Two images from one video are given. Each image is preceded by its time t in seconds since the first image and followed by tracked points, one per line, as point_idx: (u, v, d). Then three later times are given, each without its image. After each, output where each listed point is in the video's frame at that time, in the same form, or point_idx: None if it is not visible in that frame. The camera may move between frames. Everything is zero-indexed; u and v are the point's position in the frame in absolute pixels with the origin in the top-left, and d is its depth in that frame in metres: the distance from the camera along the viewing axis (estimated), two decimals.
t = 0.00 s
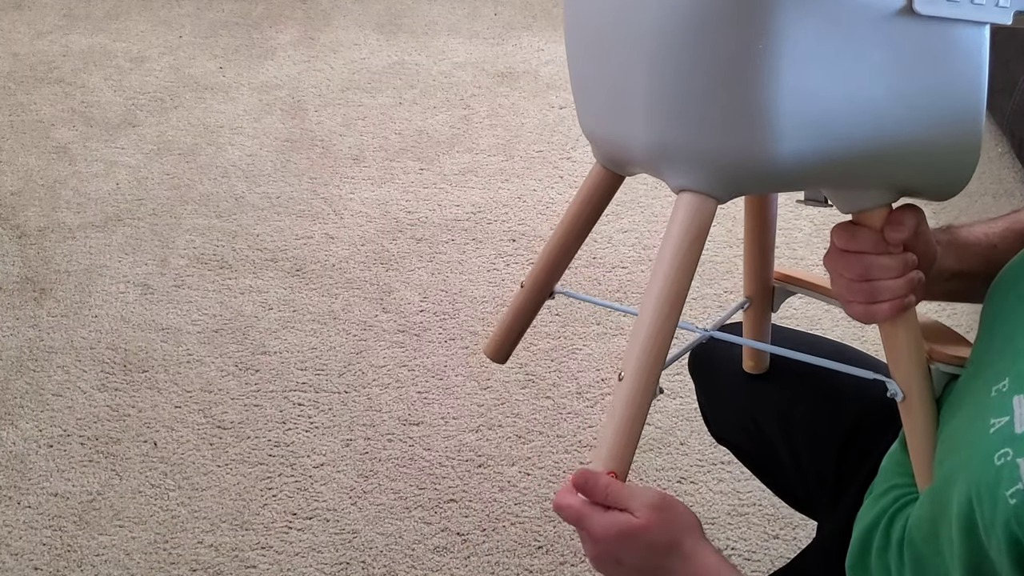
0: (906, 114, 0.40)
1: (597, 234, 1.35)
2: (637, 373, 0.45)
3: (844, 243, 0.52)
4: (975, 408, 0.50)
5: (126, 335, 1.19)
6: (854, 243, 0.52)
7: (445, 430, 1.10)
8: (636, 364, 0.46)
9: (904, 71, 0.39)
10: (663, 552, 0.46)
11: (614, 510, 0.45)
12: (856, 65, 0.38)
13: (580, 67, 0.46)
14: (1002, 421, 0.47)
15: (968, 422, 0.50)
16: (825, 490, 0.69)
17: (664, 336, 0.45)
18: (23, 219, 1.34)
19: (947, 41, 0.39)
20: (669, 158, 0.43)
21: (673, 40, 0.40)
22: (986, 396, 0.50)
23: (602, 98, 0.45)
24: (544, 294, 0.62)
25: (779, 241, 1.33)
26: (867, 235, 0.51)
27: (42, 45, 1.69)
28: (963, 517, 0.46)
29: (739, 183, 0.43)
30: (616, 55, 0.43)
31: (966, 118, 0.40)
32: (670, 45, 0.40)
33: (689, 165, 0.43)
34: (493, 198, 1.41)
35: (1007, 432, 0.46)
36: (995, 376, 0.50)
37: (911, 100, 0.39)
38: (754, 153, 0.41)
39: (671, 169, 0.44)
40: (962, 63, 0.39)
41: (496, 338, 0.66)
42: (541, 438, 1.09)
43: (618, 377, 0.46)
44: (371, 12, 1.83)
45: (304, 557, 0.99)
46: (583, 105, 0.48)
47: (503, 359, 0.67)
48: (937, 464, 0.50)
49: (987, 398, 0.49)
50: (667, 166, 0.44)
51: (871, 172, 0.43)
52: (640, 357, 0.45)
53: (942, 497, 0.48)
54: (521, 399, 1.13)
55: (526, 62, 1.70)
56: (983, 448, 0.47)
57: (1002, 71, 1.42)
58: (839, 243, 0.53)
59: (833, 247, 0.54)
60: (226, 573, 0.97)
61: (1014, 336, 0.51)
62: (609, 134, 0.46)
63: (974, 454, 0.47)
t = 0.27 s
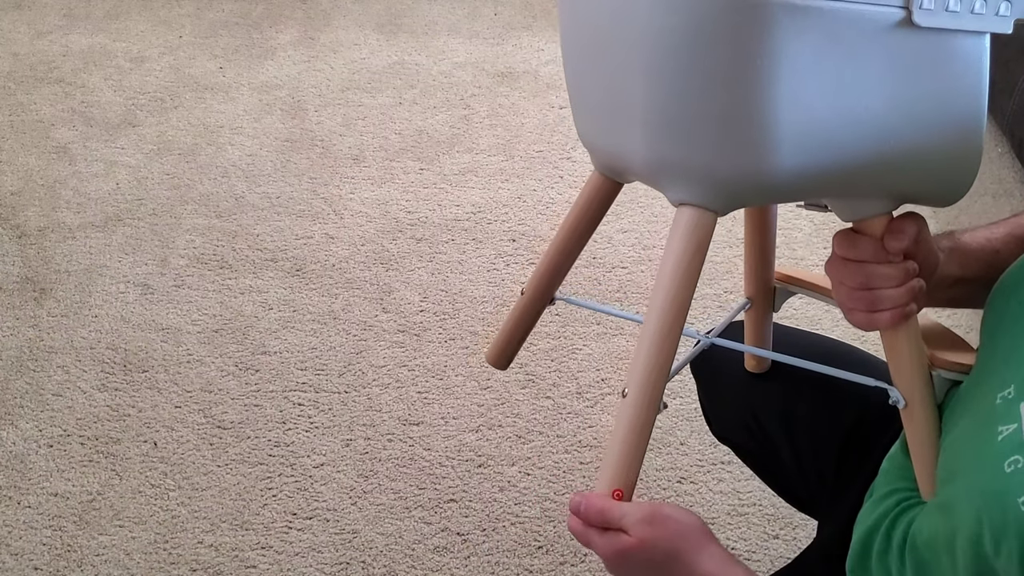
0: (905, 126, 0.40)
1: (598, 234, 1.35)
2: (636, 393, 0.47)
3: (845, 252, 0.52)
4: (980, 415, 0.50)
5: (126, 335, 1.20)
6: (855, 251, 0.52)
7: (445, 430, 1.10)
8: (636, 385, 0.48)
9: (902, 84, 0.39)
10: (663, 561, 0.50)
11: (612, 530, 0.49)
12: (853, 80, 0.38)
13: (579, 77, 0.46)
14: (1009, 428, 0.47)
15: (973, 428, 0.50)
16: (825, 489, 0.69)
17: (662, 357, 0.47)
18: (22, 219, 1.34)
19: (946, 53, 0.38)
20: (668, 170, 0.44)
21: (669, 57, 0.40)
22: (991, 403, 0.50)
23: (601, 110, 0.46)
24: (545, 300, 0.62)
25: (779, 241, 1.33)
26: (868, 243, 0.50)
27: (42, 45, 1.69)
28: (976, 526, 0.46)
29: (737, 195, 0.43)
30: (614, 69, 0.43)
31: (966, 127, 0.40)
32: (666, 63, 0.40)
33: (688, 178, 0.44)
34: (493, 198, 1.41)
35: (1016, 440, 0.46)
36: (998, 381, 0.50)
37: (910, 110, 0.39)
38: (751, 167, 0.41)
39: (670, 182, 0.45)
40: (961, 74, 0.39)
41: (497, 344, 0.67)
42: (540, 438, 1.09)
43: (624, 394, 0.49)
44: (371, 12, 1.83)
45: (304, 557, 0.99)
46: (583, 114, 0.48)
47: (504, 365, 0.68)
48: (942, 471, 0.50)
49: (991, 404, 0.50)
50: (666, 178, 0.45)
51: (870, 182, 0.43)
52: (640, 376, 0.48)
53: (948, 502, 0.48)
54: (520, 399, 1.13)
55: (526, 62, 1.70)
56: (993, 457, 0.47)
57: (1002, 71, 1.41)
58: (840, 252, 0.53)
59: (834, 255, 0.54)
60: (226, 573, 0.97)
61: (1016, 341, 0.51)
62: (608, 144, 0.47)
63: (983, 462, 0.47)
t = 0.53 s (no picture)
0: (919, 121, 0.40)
1: (598, 235, 1.35)
2: (646, 373, 0.45)
3: (851, 251, 0.52)
4: (980, 417, 0.50)
5: (126, 335, 1.20)
6: (861, 251, 0.52)
7: (445, 430, 1.10)
8: (644, 366, 0.45)
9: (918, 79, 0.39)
10: (681, 541, 0.45)
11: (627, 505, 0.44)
12: (871, 72, 0.38)
13: (591, 66, 0.46)
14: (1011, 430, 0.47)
15: (974, 430, 0.50)
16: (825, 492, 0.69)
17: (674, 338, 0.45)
18: (23, 219, 1.34)
19: (962, 50, 0.38)
20: (681, 160, 0.43)
21: (689, 43, 0.39)
22: (992, 405, 0.49)
23: (614, 99, 0.45)
24: (543, 292, 0.61)
25: (780, 241, 1.33)
26: (873, 242, 0.50)
27: (42, 45, 1.69)
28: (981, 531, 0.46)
29: (749, 188, 0.43)
30: (630, 56, 0.42)
31: (978, 126, 0.40)
32: (685, 49, 0.40)
33: (700, 169, 0.43)
34: (493, 198, 1.41)
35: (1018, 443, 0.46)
36: (999, 384, 0.50)
37: (923, 106, 0.39)
38: (766, 158, 0.41)
39: (682, 172, 0.44)
40: (977, 72, 0.39)
41: (491, 336, 0.65)
42: (540, 438, 1.09)
43: (624, 379, 0.46)
44: (371, 12, 1.83)
45: (304, 557, 0.99)
46: (592, 105, 0.47)
47: (498, 358, 0.66)
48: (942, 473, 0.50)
49: (992, 406, 0.49)
50: (678, 169, 0.44)
51: (879, 180, 0.43)
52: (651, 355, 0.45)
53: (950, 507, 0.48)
54: (520, 399, 1.13)
55: (526, 62, 1.70)
56: (995, 460, 0.47)
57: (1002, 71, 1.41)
58: (846, 251, 0.53)
59: (840, 254, 0.54)
60: (226, 573, 0.97)
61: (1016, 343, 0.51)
62: (618, 135, 0.46)
63: (985, 465, 0.47)
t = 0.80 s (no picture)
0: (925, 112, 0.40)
1: (598, 234, 1.35)
2: (640, 334, 0.43)
3: (851, 241, 0.53)
4: (978, 413, 0.49)
5: (126, 335, 1.19)
6: (860, 241, 0.52)
7: (445, 430, 1.10)
8: (639, 327, 0.44)
9: (926, 67, 0.39)
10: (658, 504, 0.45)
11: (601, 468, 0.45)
12: (881, 53, 0.39)
13: (608, 42, 0.46)
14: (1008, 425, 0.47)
15: (971, 425, 0.49)
16: (825, 495, 0.69)
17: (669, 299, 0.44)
18: (22, 219, 1.34)
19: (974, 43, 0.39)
20: (685, 136, 0.43)
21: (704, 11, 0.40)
22: (991, 400, 0.49)
23: (626, 72, 0.45)
24: (545, 276, 0.61)
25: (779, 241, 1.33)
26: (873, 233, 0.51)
27: (42, 45, 1.69)
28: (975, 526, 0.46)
29: (752, 168, 0.42)
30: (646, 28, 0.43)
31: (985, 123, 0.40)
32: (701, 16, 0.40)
33: (704, 145, 0.43)
34: (493, 198, 1.41)
35: (1015, 438, 0.46)
36: (999, 380, 0.50)
37: (931, 98, 0.39)
38: (771, 134, 0.40)
39: (685, 149, 0.44)
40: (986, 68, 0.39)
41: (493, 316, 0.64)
42: (540, 438, 1.09)
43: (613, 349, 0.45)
44: (371, 12, 1.83)
45: (304, 557, 0.99)
46: (605, 84, 0.48)
47: (499, 339, 0.65)
48: (937, 469, 0.50)
49: (991, 401, 0.49)
50: (681, 146, 0.44)
51: (882, 173, 0.43)
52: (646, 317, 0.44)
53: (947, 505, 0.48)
54: (520, 399, 1.13)
55: (526, 62, 1.70)
56: (990, 455, 0.46)
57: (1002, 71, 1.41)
58: (845, 241, 0.53)
59: (840, 245, 0.54)
60: (226, 573, 0.97)
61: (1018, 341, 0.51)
62: (628, 111, 0.46)
63: (981, 460, 0.47)
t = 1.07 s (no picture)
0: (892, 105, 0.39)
1: (598, 234, 1.35)
2: (610, 335, 0.45)
3: (828, 235, 0.53)
4: (978, 411, 0.49)
5: (126, 335, 1.19)
6: (838, 234, 0.52)
7: (445, 430, 1.10)
8: (609, 327, 0.45)
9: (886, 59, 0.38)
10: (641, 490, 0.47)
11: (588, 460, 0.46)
12: (837, 49, 0.38)
13: (581, 44, 0.46)
14: (1005, 421, 0.46)
15: (971, 423, 0.49)
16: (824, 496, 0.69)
17: (641, 297, 0.45)
18: (23, 219, 1.34)
19: (932, 33, 0.38)
20: (654, 135, 0.43)
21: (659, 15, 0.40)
22: (991, 398, 0.49)
23: (596, 73, 0.45)
24: (540, 283, 0.62)
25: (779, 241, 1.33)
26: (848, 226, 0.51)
27: (42, 45, 1.69)
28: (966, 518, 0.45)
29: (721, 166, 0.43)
30: (608, 31, 0.43)
31: (953, 112, 0.39)
32: (656, 19, 0.40)
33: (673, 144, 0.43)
34: (493, 198, 1.41)
35: (1010, 432, 0.45)
36: (999, 379, 0.50)
37: (897, 90, 0.39)
38: (733, 133, 0.40)
39: (656, 148, 0.44)
40: (949, 55, 0.38)
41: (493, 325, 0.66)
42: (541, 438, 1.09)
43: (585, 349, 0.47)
44: (371, 12, 1.83)
45: (304, 557, 0.99)
46: (581, 84, 0.48)
47: (500, 347, 0.67)
48: (936, 465, 0.50)
49: (991, 399, 0.49)
50: (653, 144, 0.44)
51: (858, 165, 0.42)
52: (618, 315, 0.45)
53: (942, 499, 0.48)
54: (520, 399, 1.13)
55: (526, 61, 1.70)
56: (985, 449, 0.46)
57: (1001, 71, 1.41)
58: (823, 236, 0.53)
59: (817, 240, 0.54)
60: (226, 573, 0.97)
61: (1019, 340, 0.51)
62: (602, 112, 0.47)
63: (976, 454, 0.46)
